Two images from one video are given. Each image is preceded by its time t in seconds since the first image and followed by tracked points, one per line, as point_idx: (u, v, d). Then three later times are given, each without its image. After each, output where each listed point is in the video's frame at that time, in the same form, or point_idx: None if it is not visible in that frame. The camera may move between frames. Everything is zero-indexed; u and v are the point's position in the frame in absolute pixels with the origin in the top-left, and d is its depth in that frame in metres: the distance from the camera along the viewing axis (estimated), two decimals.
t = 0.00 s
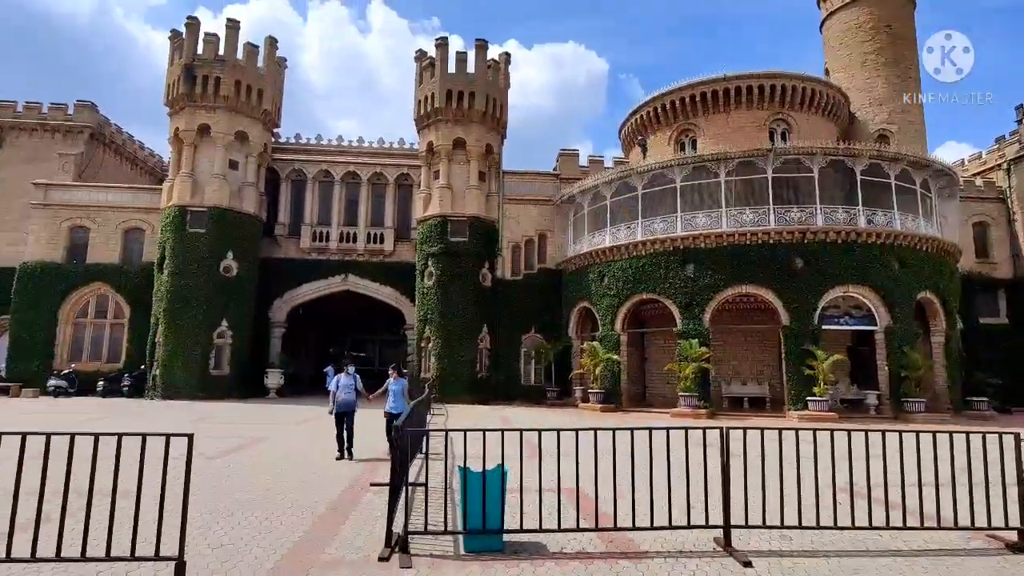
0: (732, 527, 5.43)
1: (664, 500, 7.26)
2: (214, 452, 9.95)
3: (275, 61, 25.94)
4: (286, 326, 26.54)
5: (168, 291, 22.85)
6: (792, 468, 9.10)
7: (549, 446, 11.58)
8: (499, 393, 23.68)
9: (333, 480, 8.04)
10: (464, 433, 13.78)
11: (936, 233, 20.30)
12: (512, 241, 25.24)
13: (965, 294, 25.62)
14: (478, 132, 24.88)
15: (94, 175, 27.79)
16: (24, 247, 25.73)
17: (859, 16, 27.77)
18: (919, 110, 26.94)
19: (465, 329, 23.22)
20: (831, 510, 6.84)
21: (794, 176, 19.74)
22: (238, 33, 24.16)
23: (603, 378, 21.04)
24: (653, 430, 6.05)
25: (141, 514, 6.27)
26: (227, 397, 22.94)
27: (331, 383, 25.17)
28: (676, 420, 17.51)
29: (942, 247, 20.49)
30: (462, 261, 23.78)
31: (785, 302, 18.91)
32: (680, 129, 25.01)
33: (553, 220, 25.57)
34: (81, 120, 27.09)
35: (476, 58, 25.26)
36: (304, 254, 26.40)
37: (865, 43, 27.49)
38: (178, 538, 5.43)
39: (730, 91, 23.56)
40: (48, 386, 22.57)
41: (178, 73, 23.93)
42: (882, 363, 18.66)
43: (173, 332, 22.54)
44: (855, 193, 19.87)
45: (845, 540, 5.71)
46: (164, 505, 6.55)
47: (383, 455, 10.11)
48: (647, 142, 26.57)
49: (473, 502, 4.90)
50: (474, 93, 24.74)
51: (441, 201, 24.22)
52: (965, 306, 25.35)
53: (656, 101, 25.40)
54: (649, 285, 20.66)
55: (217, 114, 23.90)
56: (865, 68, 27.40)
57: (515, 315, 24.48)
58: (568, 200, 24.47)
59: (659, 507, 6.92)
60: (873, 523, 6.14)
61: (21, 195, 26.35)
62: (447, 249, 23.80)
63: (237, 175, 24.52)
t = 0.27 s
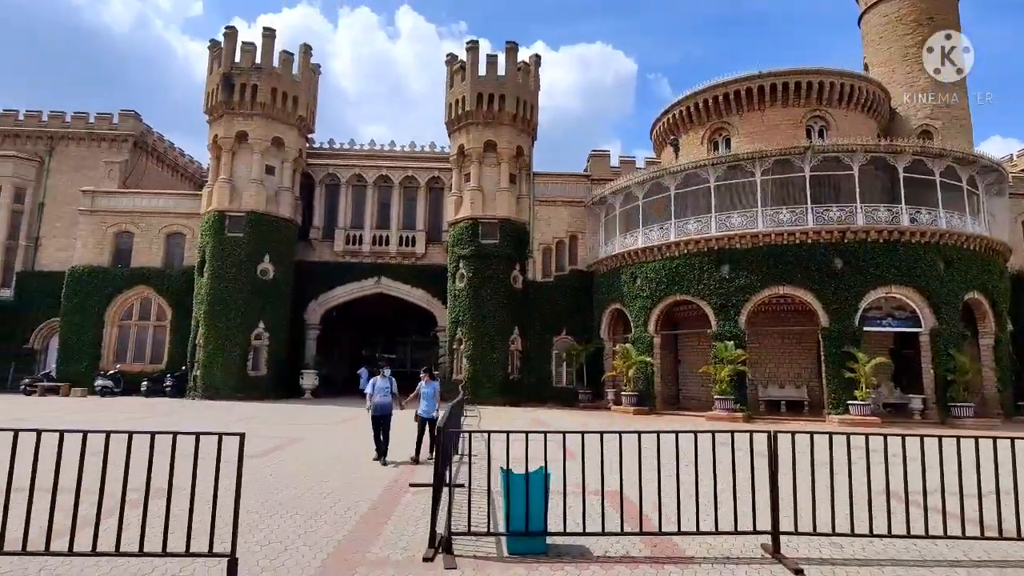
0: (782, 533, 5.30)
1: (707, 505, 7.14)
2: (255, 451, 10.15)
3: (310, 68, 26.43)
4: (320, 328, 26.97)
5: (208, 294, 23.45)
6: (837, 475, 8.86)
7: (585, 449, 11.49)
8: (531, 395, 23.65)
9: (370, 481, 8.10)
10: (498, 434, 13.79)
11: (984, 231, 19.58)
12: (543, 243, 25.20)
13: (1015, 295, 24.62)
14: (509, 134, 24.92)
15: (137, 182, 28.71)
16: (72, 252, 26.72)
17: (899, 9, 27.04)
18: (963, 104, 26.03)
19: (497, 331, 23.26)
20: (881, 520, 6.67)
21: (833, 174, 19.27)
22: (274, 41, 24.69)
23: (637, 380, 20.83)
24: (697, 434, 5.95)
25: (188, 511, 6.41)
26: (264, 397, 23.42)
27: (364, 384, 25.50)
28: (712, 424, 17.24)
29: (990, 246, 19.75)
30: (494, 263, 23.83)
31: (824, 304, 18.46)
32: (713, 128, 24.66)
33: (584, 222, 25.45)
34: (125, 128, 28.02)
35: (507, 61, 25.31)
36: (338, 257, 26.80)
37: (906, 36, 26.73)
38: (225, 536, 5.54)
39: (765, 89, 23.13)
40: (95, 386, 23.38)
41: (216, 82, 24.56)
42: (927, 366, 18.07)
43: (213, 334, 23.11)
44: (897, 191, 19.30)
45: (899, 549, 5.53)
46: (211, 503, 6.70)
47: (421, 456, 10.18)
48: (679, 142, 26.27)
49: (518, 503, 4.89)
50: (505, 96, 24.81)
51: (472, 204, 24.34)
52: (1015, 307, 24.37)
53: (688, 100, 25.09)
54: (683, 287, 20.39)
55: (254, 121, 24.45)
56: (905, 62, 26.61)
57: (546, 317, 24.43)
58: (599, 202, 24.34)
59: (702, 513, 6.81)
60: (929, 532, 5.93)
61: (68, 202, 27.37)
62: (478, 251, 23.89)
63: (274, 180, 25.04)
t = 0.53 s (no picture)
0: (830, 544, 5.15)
1: (747, 514, 6.99)
2: (291, 451, 10.30)
3: (342, 74, 26.84)
4: (351, 330, 27.32)
5: (244, 296, 23.94)
6: (882, 484, 8.58)
7: (617, 453, 11.39)
8: (561, 399, 23.53)
9: (405, 482, 8.14)
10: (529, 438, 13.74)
11: None
12: (573, 246, 25.11)
13: None
14: (539, 137, 24.91)
15: (176, 187, 29.50)
16: (114, 255, 27.57)
17: (941, 4, 26.37)
18: (1009, 101, 25.13)
19: (526, 333, 23.23)
20: (932, 532, 6.43)
21: (872, 175, 18.79)
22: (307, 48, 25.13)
23: (668, 385, 20.59)
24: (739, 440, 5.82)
25: (230, 510, 6.52)
26: (297, 398, 23.81)
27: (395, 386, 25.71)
28: (747, 429, 16.92)
29: None
30: (523, 266, 23.82)
31: (862, 307, 17.98)
32: (746, 129, 24.27)
33: (614, 224, 25.27)
34: (165, 135, 28.83)
35: (536, 64, 25.31)
36: (368, 260, 27.12)
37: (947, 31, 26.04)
38: (266, 535, 5.60)
39: (800, 88, 22.66)
40: (136, 386, 24.05)
41: (252, 89, 25.11)
42: (972, 373, 17.45)
43: (248, 335, 23.58)
44: (939, 191, 18.71)
45: (955, 563, 5.32)
46: (251, 502, 6.80)
47: (453, 458, 10.21)
48: (711, 143, 25.92)
49: (558, 508, 4.83)
50: (534, 99, 24.81)
51: (502, 207, 24.38)
52: None
53: (721, 101, 24.74)
54: (716, 290, 20.08)
55: (288, 127, 24.92)
56: (947, 59, 25.83)
57: (576, 320, 24.31)
58: (629, 204, 24.15)
59: (743, 521, 6.66)
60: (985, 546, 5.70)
61: (111, 207, 28.25)
62: (508, 254, 23.91)
63: (307, 185, 25.48)
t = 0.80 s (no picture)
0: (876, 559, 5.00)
1: (785, 526, 6.84)
2: (323, 451, 10.43)
3: (371, 80, 27.17)
4: (379, 332, 27.58)
5: (275, 298, 24.36)
6: (925, 498, 8.31)
7: (648, 458, 11.28)
8: (588, 403, 23.40)
9: (436, 485, 8.17)
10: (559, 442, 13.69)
11: None
12: (600, 249, 24.98)
13: None
14: (566, 141, 24.87)
15: (210, 192, 30.18)
16: (151, 259, 28.32)
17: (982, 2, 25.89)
18: None
19: (553, 337, 23.17)
20: (981, 549, 6.21)
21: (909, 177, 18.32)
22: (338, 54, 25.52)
23: (697, 390, 20.32)
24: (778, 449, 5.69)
25: (266, 510, 6.61)
26: (326, 400, 24.13)
27: (422, 389, 25.87)
28: (778, 436, 16.61)
29: None
30: (550, 269, 23.78)
31: (900, 313, 17.53)
32: (778, 131, 23.88)
33: (642, 228, 25.09)
34: (200, 141, 29.52)
35: (564, 67, 25.28)
36: (396, 263, 27.36)
37: (988, 28, 25.50)
38: (303, 536, 5.66)
39: (834, 88, 22.22)
40: (171, 386, 24.65)
41: (284, 95, 25.57)
42: (1016, 381, 16.86)
43: (278, 337, 23.97)
44: (980, 193, 18.15)
45: None
46: (288, 502, 6.89)
47: (484, 461, 10.22)
48: (741, 145, 25.58)
49: (594, 515, 4.80)
50: (562, 102, 24.78)
51: (529, 210, 24.39)
52: None
53: (751, 103, 24.41)
54: (746, 294, 19.79)
55: (318, 132, 25.31)
56: (988, 57, 25.10)
57: (603, 324, 24.16)
58: (657, 207, 23.97)
59: (781, 533, 6.52)
60: None
61: (148, 211, 29.02)
62: (535, 258, 23.90)
63: (336, 189, 25.83)
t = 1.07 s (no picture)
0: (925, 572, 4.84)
1: (825, 536, 6.69)
2: (352, 454, 10.49)
3: (396, 86, 27.42)
4: (403, 336, 27.74)
5: (302, 302, 24.65)
6: (970, 509, 8.06)
7: (677, 465, 11.14)
8: (612, 408, 23.23)
9: (466, 489, 8.16)
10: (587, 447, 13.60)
11: None
12: (624, 253, 24.83)
13: None
14: (590, 144, 24.79)
15: (238, 198, 30.70)
16: (181, 264, 28.90)
17: None
18: None
19: (577, 341, 23.07)
20: None
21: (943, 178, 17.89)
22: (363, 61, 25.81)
23: (724, 396, 20.05)
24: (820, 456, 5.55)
25: (301, 512, 6.66)
26: (351, 403, 24.33)
27: (446, 392, 25.95)
28: (809, 444, 16.29)
29: None
30: (574, 274, 23.70)
31: (935, 317, 17.10)
32: (806, 133, 23.54)
33: (666, 231, 24.88)
34: (228, 148, 30.05)
35: (587, 71, 25.23)
36: (420, 267, 27.51)
37: None
38: (338, 538, 5.68)
39: (864, 88, 21.82)
40: (200, 388, 25.09)
41: (310, 102, 25.93)
42: None
43: (305, 340, 24.24)
44: (1018, 194, 17.65)
45: None
46: (322, 504, 6.93)
47: (512, 465, 10.19)
48: (768, 147, 25.25)
49: (633, 521, 4.74)
50: (586, 106, 24.71)
51: (552, 214, 24.35)
52: None
53: (778, 104, 24.10)
54: (775, 298, 19.48)
55: (344, 138, 25.61)
56: None
57: (627, 328, 23.98)
58: (683, 211, 23.76)
59: (822, 544, 6.37)
60: None
61: (178, 217, 29.61)
62: (559, 262, 23.84)
63: (361, 194, 26.08)
